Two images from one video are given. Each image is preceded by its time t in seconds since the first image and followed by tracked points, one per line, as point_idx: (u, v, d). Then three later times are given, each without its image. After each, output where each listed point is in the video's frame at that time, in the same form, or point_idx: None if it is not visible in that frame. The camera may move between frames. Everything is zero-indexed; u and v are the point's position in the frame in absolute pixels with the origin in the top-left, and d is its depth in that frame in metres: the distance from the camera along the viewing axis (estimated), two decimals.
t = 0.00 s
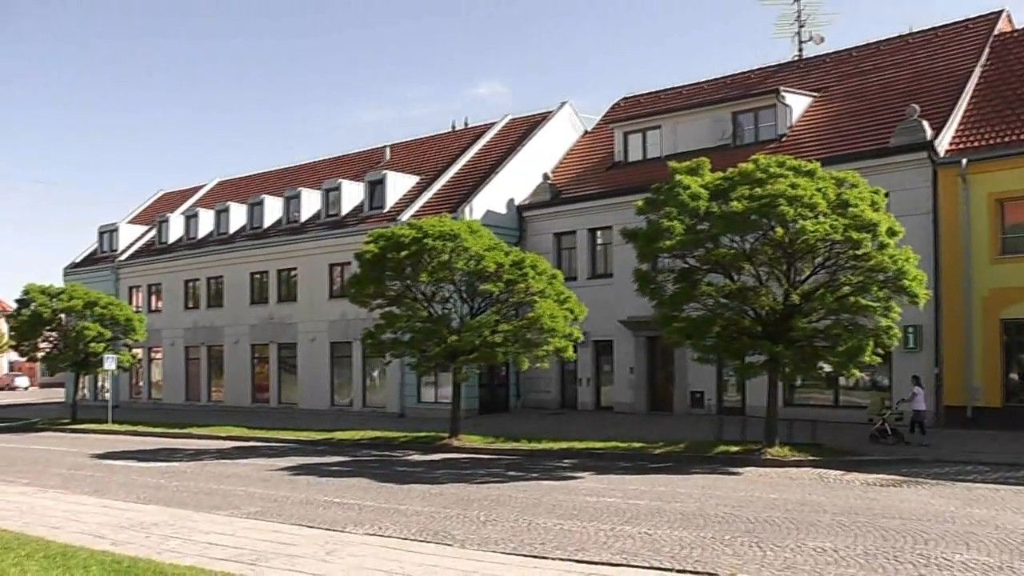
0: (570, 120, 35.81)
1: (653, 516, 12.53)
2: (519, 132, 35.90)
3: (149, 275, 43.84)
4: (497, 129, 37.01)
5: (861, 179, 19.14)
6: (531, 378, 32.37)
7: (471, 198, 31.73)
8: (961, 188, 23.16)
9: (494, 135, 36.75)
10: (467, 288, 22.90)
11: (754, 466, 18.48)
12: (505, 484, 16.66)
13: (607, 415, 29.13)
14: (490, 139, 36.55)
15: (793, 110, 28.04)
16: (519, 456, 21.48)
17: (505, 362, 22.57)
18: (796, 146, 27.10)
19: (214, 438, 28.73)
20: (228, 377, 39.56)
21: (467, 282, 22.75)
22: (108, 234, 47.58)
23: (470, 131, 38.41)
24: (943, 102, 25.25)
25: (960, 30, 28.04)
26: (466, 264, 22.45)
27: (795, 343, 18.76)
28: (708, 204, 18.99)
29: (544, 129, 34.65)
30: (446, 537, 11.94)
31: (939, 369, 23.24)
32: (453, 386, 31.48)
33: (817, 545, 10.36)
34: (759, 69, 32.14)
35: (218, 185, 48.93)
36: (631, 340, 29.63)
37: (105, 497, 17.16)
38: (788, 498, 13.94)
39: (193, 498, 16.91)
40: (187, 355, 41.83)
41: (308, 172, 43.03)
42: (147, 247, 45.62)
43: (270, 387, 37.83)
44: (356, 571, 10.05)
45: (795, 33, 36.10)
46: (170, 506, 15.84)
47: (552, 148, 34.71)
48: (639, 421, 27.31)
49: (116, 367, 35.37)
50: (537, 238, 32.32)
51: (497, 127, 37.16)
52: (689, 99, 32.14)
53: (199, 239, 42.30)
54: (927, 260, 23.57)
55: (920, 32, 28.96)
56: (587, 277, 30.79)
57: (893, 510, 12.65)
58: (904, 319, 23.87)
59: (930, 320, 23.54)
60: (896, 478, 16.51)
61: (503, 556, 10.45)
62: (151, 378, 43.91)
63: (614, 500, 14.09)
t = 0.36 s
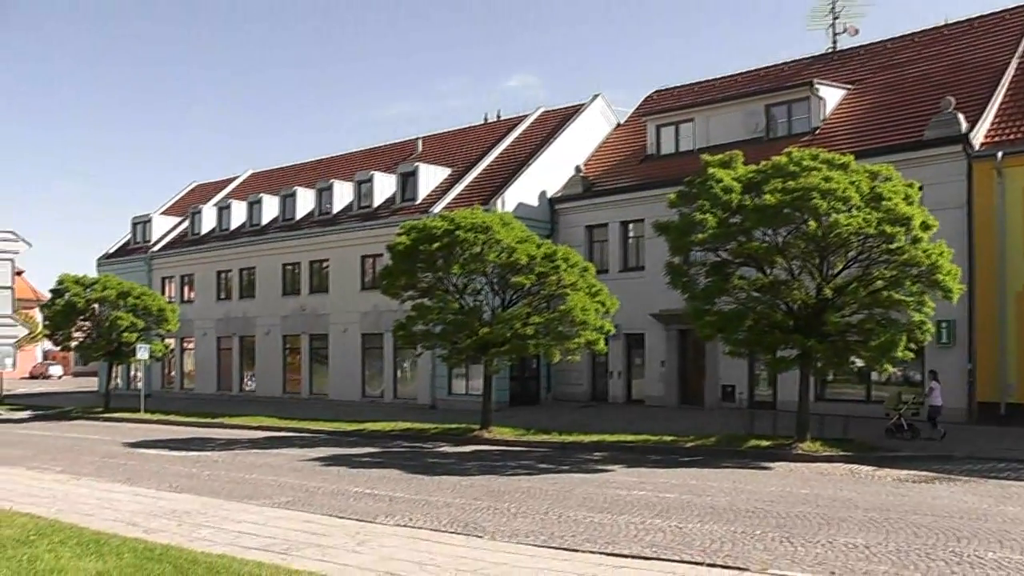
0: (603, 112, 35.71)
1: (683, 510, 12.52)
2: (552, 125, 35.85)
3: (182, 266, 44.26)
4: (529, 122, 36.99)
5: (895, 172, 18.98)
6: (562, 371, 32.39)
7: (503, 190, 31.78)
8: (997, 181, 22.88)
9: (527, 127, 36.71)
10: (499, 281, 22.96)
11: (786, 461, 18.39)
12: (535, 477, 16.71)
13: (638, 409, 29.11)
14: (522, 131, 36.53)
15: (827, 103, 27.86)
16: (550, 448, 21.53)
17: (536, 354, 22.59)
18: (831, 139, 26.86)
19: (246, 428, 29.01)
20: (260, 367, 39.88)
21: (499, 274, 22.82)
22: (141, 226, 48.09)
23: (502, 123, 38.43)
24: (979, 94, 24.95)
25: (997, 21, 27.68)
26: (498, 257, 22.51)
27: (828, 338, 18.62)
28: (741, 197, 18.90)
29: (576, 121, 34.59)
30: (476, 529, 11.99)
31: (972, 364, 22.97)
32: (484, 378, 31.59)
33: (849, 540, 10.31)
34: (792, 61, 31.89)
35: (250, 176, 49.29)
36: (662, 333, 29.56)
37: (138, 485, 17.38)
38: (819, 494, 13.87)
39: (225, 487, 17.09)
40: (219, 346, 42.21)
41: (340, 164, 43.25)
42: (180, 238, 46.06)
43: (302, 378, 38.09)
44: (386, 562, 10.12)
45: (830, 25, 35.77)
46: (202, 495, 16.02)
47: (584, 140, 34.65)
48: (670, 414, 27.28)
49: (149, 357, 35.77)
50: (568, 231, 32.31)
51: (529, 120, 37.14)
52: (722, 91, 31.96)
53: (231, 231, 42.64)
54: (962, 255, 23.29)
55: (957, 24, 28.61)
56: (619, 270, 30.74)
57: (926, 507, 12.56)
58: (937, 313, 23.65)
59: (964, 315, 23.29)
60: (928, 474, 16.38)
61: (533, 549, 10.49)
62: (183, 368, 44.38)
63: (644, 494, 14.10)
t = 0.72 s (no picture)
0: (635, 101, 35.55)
1: (714, 501, 12.49)
2: (583, 114, 35.74)
3: (214, 256, 44.65)
4: (560, 111, 36.91)
5: (929, 160, 18.78)
6: (593, 360, 32.38)
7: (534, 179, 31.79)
8: None
9: (558, 117, 36.63)
10: (530, 270, 23.00)
11: (818, 452, 18.29)
12: (566, 466, 16.73)
13: (668, 398, 29.05)
14: (554, 121, 36.46)
15: (860, 91, 27.54)
16: (581, 438, 21.53)
17: (567, 344, 22.59)
18: (864, 127, 26.57)
19: (278, 416, 29.26)
20: (291, 356, 40.18)
21: (530, 263, 22.84)
22: (173, 216, 48.67)
23: (534, 113, 38.38)
24: (1015, 80, 24.58)
25: None
26: (529, 246, 22.54)
27: (860, 328, 18.49)
28: (773, 185, 18.77)
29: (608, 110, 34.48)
30: (507, 518, 12.04)
31: (1007, 355, 22.70)
32: (515, 367, 31.67)
33: (881, 533, 10.24)
34: (825, 48, 31.57)
35: (282, 166, 49.59)
36: (694, 322, 29.44)
37: (172, 473, 17.60)
38: (851, 485, 13.78)
39: (257, 475, 17.26)
40: (251, 335, 42.57)
41: (371, 154, 43.40)
42: (213, 227, 46.45)
43: (333, 367, 38.32)
44: (417, 551, 10.19)
45: (863, 11, 35.33)
46: (235, 483, 16.19)
47: (616, 129, 34.53)
48: (700, 404, 27.21)
49: (182, 346, 36.16)
50: (599, 220, 32.25)
51: (560, 109, 37.05)
52: (754, 79, 31.70)
53: (263, 220, 42.94)
54: (996, 244, 23.00)
55: (992, 9, 28.17)
56: (650, 259, 30.63)
57: (959, 499, 12.44)
58: (971, 303, 23.42)
59: (999, 305, 23.02)
60: (962, 466, 16.23)
61: (564, 538, 10.51)
62: (216, 356, 44.81)
63: (676, 484, 14.08)
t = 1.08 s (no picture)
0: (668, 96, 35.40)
1: (746, 498, 12.45)
2: (616, 109, 35.65)
3: (248, 250, 45.02)
4: (593, 106, 36.84)
5: (965, 154, 18.57)
6: (625, 356, 32.34)
7: (567, 174, 31.79)
8: None
9: (591, 112, 36.55)
10: (562, 265, 23.00)
11: (851, 449, 18.16)
12: (597, 462, 16.74)
13: (701, 394, 28.96)
14: (587, 116, 36.40)
15: (893, 84, 27.23)
16: (613, 433, 21.54)
17: (600, 339, 22.59)
18: (899, 121, 26.31)
19: (311, 410, 29.50)
20: (324, 350, 40.45)
21: (562, 258, 22.85)
22: (207, 211, 49.07)
23: (566, 108, 38.33)
24: None
25: None
26: (561, 241, 22.55)
27: (894, 324, 18.32)
28: (807, 180, 18.63)
29: (641, 105, 34.37)
30: (539, 513, 12.07)
31: None
32: (547, 362, 31.70)
33: (915, 532, 10.17)
34: (859, 42, 31.26)
35: (315, 161, 49.90)
36: (726, 318, 29.31)
37: (206, 465, 17.80)
38: (885, 483, 13.69)
39: (290, 468, 17.41)
40: (284, 329, 42.90)
41: (403, 149, 43.57)
42: (246, 222, 46.83)
43: (366, 361, 38.54)
44: (448, 545, 10.25)
45: (898, 5, 34.94)
46: (268, 476, 16.35)
47: (649, 124, 34.41)
48: (733, 400, 27.11)
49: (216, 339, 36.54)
50: (632, 215, 32.17)
51: (593, 104, 36.97)
52: (788, 73, 31.45)
53: (296, 215, 43.24)
54: None
55: None
56: (683, 255, 30.53)
57: (995, 498, 12.32)
58: (1007, 300, 23.13)
59: None
60: (998, 465, 16.05)
61: (595, 534, 10.53)
62: (249, 350, 45.21)
63: (708, 481, 14.06)
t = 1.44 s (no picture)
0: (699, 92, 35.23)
1: (779, 495, 12.39)
2: (647, 104, 35.53)
3: (280, 248, 45.32)
4: (624, 102, 36.73)
5: (999, 148, 18.35)
6: (657, 352, 32.28)
7: (599, 170, 31.73)
8: None
9: (622, 108, 36.45)
10: (594, 261, 22.99)
11: (884, 446, 18.01)
12: (629, 459, 16.71)
13: (732, 390, 28.84)
14: (618, 111, 36.30)
15: (926, 78, 26.96)
16: (644, 430, 21.51)
17: (631, 335, 22.57)
18: (932, 115, 26.02)
19: (343, 406, 29.67)
20: (356, 347, 40.68)
21: (594, 254, 22.82)
22: (239, 207, 49.37)
23: (597, 104, 38.25)
24: None
25: None
26: (593, 237, 22.53)
27: (927, 320, 18.13)
28: (839, 175, 18.48)
29: (673, 101, 34.22)
30: (571, 510, 12.08)
31: None
32: (579, 358, 31.69)
33: (949, 530, 10.07)
34: (892, 36, 30.96)
35: (346, 159, 50.13)
36: (758, 314, 29.16)
37: (238, 461, 17.96)
38: (918, 480, 13.56)
39: (323, 464, 17.52)
40: (315, 326, 43.18)
41: (434, 146, 43.69)
42: (278, 219, 47.13)
43: (398, 357, 38.71)
44: (481, 542, 10.28)
45: None
46: (301, 472, 16.46)
47: (680, 120, 34.26)
48: (764, 397, 26.98)
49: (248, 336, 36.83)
50: (663, 211, 32.06)
51: (624, 100, 36.86)
52: (819, 68, 31.19)
53: (327, 212, 43.45)
54: None
55: None
56: (715, 251, 30.39)
57: None
58: None
59: None
60: None
61: (628, 531, 10.52)
62: (281, 346, 45.54)
63: (740, 477, 14.00)
